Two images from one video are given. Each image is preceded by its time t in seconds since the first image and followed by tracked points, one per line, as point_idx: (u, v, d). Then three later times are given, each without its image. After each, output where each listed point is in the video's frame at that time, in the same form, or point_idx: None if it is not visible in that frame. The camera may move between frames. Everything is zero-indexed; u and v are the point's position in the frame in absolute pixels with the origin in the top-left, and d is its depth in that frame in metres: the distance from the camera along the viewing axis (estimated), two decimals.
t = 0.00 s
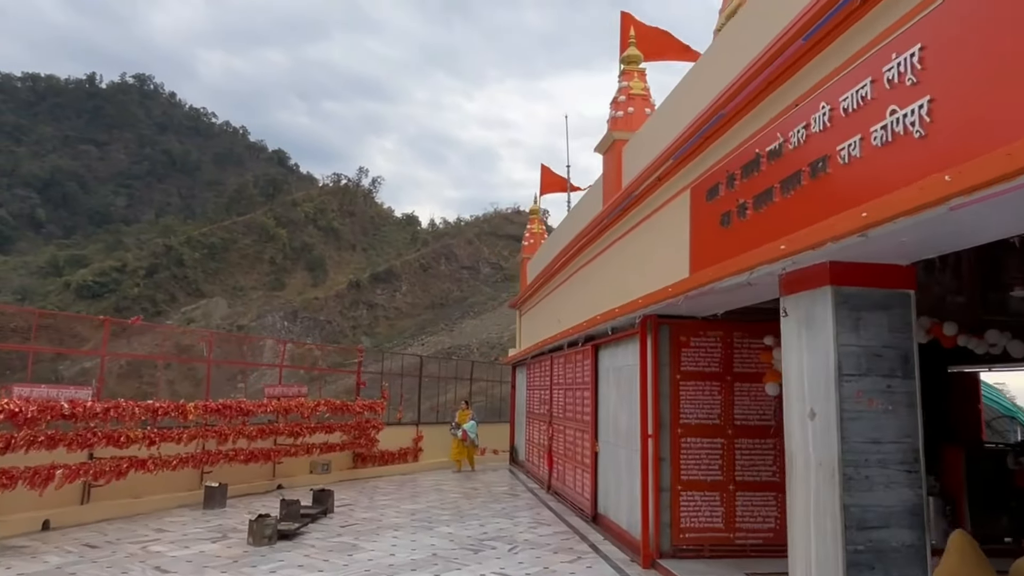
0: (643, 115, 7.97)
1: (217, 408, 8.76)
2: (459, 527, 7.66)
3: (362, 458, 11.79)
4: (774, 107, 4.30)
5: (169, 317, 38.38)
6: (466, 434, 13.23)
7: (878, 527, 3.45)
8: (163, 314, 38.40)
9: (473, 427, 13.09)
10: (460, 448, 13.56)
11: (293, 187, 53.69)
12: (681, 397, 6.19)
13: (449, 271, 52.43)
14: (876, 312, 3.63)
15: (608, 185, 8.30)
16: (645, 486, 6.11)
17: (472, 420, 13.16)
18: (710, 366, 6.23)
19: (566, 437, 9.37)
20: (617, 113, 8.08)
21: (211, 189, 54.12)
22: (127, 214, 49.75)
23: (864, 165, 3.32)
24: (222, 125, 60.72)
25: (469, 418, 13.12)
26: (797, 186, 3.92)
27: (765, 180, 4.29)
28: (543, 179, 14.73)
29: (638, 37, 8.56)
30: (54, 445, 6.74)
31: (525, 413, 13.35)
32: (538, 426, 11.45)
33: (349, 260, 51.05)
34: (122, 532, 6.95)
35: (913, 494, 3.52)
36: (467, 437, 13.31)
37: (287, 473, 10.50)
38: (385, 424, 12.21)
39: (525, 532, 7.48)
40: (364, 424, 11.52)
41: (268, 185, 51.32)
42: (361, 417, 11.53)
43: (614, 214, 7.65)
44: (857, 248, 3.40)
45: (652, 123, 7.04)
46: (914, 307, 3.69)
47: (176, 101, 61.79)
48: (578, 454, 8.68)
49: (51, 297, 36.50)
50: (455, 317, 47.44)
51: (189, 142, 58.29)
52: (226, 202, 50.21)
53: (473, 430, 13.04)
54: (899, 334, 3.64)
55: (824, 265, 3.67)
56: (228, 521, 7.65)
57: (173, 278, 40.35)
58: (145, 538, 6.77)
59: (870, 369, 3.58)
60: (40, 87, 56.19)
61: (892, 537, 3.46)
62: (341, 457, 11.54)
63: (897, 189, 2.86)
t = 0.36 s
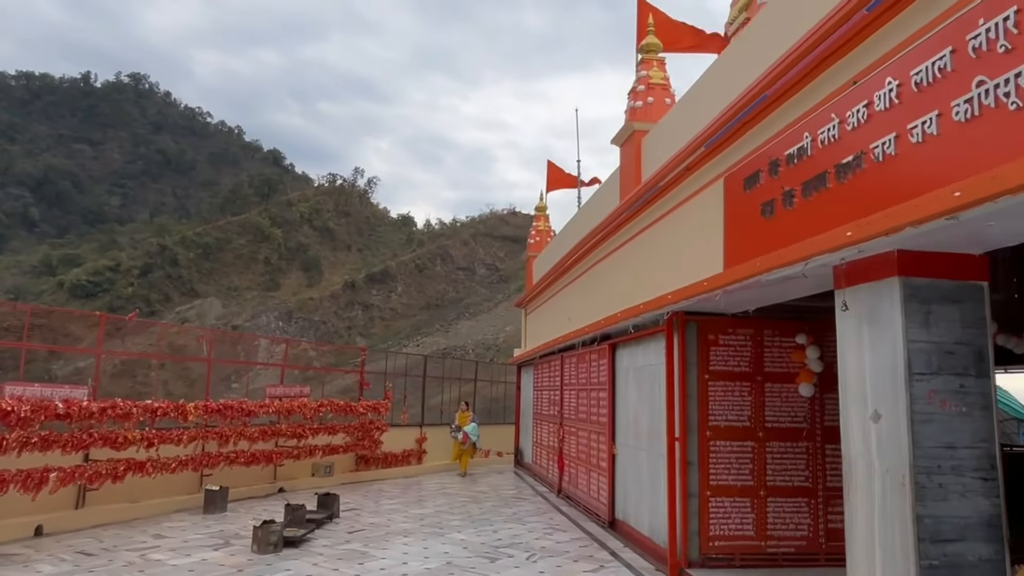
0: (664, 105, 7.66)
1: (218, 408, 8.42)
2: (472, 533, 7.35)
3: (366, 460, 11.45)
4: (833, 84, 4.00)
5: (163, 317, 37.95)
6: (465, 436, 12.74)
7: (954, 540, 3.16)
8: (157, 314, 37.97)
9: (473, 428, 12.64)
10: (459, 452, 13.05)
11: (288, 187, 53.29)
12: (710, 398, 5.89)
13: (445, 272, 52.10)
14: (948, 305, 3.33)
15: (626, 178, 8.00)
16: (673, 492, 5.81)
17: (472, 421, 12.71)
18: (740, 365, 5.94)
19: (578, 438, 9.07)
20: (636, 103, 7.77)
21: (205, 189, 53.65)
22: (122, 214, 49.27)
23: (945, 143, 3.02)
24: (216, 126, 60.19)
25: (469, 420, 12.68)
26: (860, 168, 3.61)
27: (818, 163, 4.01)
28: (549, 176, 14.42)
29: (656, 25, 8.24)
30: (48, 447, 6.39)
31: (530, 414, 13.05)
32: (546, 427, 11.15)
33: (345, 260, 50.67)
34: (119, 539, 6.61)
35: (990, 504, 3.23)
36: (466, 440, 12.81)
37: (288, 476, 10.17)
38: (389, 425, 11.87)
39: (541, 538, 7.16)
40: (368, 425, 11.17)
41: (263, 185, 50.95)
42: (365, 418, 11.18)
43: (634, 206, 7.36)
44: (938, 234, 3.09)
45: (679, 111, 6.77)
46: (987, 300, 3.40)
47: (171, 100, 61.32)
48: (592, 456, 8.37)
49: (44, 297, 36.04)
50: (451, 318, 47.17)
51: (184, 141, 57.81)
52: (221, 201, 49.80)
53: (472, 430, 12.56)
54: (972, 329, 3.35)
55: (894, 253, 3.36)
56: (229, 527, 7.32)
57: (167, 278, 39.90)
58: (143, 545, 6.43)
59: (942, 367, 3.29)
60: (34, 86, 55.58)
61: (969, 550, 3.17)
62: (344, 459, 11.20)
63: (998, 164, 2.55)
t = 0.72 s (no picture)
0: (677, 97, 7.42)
1: (213, 410, 8.11)
2: (479, 541, 7.07)
3: (364, 463, 11.16)
4: (878, 64, 3.76)
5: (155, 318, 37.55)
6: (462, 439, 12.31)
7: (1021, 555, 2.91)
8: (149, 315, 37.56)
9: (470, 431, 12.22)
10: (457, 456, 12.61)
11: (281, 187, 52.89)
12: (730, 400, 5.63)
13: (438, 273, 51.79)
14: (1012, 301, 3.08)
15: (637, 173, 7.75)
16: (692, 498, 5.55)
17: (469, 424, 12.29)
18: (761, 366, 5.68)
19: (585, 441, 8.81)
20: (648, 95, 7.52)
21: (198, 189, 53.18)
22: (113, 214, 48.79)
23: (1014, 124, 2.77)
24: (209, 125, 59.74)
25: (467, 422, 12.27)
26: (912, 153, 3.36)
27: (860, 150, 3.77)
28: (550, 173, 14.15)
29: (668, 16, 7.97)
30: (35, 451, 6.07)
31: (532, 416, 12.79)
32: (550, 429, 10.90)
33: (338, 261, 50.31)
34: (109, 548, 6.30)
35: None
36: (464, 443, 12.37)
37: (285, 480, 9.86)
38: (389, 427, 11.57)
39: (550, 546, 6.89)
40: (367, 427, 10.86)
41: (256, 186, 50.57)
42: (364, 420, 10.88)
43: (647, 202, 7.11)
44: (1005, 224, 2.85)
45: (696, 103, 6.53)
46: None
47: (163, 100, 60.81)
48: (600, 460, 8.11)
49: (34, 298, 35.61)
50: (444, 319, 46.94)
51: (176, 141, 57.32)
52: (213, 202, 49.36)
53: (468, 432, 12.14)
54: None
55: (952, 246, 3.10)
56: (225, 534, 7.02)
57: (160, 279, 39.47)
58: (136, 554, 6.12)
59: (1005, 368, 3.04)
60: (24, 84, 54.97)
61: None
62: (342, 463, 10.90)
63: None
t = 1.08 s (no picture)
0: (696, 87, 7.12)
1: (207, 414, 7.73)
2: (486, 552, 6.73)
3: (362, 469, 10.78)
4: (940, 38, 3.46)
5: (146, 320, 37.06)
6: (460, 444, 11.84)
7: None
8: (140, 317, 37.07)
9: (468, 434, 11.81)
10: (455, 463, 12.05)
11: (274, 189, 52.40)
12: (759, 404, 5.31)
13: (432, 275, 51.40)
14: None
15: (652, 167, 7.43)
16: (719, 508, 5.22)
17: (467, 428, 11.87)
18: (790, 368, 5.37)
19: (595, 447, 8.47)
20: (665, 85, 7.22)
21: (190, 190, 52.62)
22: (105, 216, 48.26)
23: None
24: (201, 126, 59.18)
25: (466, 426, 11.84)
26: (984, 131, 3.05)
27: (918, 132, 3.46)
28: (553, 171, 13.81)
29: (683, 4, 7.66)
30: (16, 459, 5.70)
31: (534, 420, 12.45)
32: (555, 434, 10.58)
33: (331, 263, 49.89)
34: (95, 561, 5.92)
35: None
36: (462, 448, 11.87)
37: (281, 487, 9.49)
38: (388, 432, 11.20)
39: (562, 558, 6.55)
40: (366, 432, 10.50)
41: (249, 188, 50.08)
42: (363, 425, 10.50)
43: (664, 196, 6.79)
44: None
45: (719, 92, 6.22)
46: None
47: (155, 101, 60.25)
48: (612, 467, 7.78)
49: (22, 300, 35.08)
50: (438, 322, 46.58)
51: (169, 142, 56.78)
52: (206, 203, 48.87)
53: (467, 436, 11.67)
54: None
55: None
56: (220, 545, 6.65)
57: (151, 281, 38.99)
58: (123, 568, 5.75)
59: None
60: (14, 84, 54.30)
61: None
62: (340, 469, 10.54)
63: None
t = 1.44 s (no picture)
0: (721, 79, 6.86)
1: (209, 419, 7.39)
2: (504, 564, 6.42)
3: (366, 476, 10.44)
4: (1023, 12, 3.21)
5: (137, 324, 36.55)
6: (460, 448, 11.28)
7: None
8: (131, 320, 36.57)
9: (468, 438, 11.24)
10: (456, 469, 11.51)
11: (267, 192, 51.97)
12: (798, 409, 5.03)
13: (426, 279, 51.01)
14: None
15: (673, 162, 7.16)
16: (758, 519, 4.93)
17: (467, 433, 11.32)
18: (830, 371, 5.10)
19: (610, 452, 8.16)
20: (688, 77, 6.96)
21: (182, 193, 52.11)
22: (96, 218, 47.72)
23: None
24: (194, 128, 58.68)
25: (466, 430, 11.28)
26: None
27: (998, 113, 3.20)
28: (558, 170, 13.52)
29: None
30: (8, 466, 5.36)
31: (541, 425, 12.14)
32: (565, 439, 10.29)
33: (324, 267, 49.47)
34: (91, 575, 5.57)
35: None
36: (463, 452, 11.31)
37: (283, 494, 9.14)
38: (392, 437, 10.85)
39: (584, 570, 6.24)
40: (371, 437, 10.16)
41: (242, 190, 49.61)
42: (368, 429, 10.15)
43: (691, 191, 6.52)
44: None
45: (750, 79, 5.96)
46: None
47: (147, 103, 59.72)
48: (631, 473, 7.46)
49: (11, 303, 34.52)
50: (431, 326, 46.27)
51: (161, 145, 56.25)
52: (198, 206, 48.39)
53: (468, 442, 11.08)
54: None
55: None
56: (223, 557, 6.31)
57: (143, 284, 38.49)
58: None
59: None
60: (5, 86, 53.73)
61: None
62: (343, 475, 10.19)
63: None
